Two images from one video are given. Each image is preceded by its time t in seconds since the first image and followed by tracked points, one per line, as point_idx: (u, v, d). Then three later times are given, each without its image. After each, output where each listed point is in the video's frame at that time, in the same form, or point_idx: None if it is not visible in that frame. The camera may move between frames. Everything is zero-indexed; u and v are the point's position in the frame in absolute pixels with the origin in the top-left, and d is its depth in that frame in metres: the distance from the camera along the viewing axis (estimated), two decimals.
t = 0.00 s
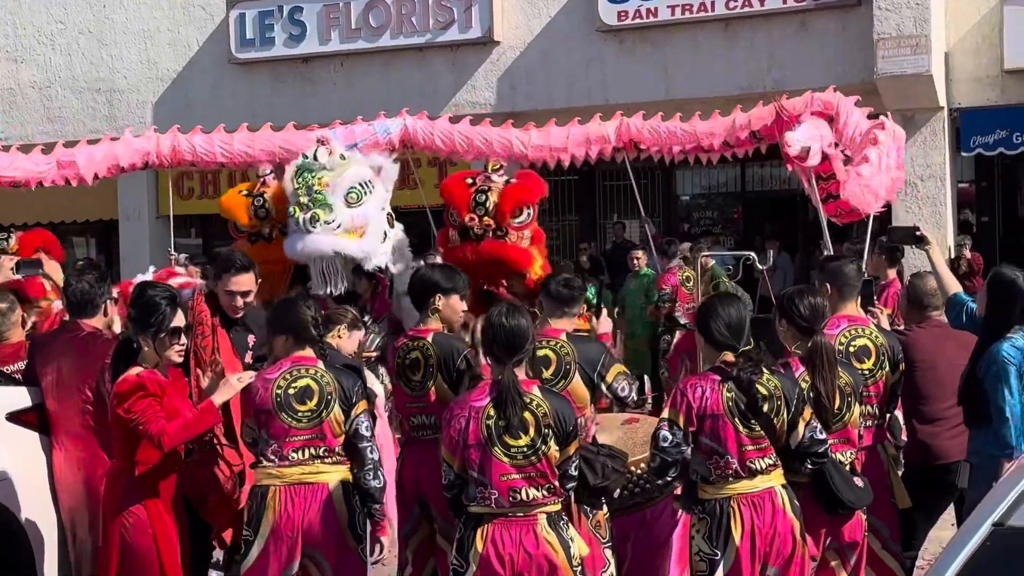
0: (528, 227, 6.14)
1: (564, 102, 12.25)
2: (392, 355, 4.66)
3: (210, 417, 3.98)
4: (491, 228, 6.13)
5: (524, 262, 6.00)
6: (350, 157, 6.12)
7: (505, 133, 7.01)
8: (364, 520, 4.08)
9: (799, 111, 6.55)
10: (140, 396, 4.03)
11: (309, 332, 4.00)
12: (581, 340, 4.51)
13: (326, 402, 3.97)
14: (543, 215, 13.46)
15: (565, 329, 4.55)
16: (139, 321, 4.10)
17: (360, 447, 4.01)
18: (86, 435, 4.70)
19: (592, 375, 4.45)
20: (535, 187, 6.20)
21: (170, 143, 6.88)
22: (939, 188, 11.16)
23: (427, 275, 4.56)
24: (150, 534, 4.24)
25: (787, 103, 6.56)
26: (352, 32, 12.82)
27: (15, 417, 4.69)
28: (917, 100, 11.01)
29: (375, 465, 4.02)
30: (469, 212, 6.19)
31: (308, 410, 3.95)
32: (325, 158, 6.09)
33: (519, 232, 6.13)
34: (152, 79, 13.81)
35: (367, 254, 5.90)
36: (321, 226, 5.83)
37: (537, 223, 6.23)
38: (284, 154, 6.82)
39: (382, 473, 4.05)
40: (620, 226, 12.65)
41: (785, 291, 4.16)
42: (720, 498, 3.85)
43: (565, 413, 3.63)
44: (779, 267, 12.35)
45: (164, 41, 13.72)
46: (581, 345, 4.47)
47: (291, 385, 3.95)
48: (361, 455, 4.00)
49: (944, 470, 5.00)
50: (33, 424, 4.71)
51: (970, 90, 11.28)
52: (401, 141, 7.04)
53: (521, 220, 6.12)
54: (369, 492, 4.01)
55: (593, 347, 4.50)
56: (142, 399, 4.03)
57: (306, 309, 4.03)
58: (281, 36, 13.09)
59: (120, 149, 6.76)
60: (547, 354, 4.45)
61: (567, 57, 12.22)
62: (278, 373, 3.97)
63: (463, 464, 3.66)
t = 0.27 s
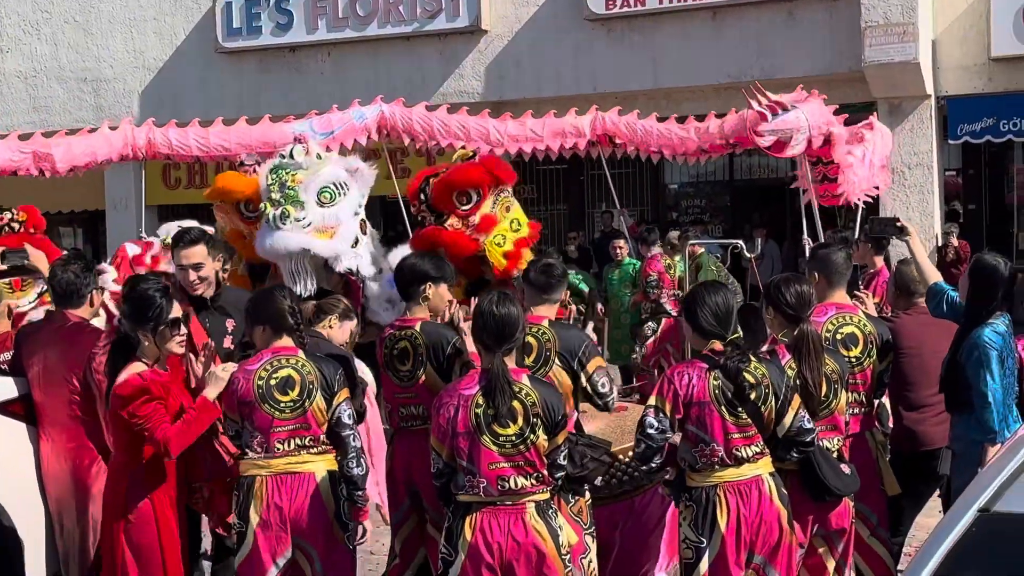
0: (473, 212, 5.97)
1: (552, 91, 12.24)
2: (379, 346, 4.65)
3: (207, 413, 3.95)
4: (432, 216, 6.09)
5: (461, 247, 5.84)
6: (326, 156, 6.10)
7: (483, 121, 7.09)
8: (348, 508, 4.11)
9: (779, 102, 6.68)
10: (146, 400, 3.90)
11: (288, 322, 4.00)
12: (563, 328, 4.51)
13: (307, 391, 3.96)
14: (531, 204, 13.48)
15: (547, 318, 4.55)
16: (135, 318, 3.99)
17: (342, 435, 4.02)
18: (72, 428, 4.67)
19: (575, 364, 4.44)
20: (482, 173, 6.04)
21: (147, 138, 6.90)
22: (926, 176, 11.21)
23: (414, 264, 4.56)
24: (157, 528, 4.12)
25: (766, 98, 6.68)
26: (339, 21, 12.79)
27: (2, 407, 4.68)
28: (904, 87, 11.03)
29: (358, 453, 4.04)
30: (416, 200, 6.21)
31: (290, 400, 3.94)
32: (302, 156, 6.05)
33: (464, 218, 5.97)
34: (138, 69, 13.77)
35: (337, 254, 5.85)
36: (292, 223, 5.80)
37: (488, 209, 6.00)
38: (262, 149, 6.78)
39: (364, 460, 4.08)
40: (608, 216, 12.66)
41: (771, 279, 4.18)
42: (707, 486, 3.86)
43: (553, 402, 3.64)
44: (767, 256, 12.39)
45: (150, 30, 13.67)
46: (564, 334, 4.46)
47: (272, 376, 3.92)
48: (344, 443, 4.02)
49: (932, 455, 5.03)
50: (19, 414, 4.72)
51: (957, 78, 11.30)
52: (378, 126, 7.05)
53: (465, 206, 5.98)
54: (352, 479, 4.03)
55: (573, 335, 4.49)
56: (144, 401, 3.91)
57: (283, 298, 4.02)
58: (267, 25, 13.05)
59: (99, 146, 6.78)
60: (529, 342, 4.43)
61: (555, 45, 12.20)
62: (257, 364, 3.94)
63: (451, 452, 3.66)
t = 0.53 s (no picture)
0: (450, 207, 5.98)
1: (541, 81, 12.24)
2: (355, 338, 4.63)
3: (209, 397, 3.85)
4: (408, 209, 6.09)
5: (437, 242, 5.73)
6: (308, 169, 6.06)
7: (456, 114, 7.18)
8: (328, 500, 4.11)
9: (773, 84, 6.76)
10: (156, 388, 3.88)
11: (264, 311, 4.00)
12: (545, 318, 4.58)
13: (285, 382, 3.97)
14: (520, 194, 13.49)
15: (530, 307, 4.62)
16: (143, 310, 3.93)
17: (319, 425, 4.05)
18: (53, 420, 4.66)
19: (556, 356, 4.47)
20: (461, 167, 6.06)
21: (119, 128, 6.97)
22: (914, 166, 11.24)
23: (394, 257, 4.53)
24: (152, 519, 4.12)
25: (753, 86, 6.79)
26: (327, 11, 12.76)
27: None
28: (892, 77, 11.05)
29: (334, 443, 4.07)
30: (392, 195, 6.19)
31: (266, 392, 3.95)
32: (284, 167, 6.04)
33: (442, 211, 5.97)
34: (126, 59, 13.72)
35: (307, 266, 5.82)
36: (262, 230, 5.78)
37: (465, 203, 6.02)
38: (237, 135, 7.03)
39: (340, 451, 4.11)
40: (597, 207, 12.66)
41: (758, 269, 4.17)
42: (695, 476, 3.87)
43: (543, 392, 3.66)
44: (755, 246, 12.40)
45: (138, 21, 13.63)
46: (546, 324, 4.53)
47: (249, 368, 3.94)
48: (321, 434, 4.05)
49: (920, 445, 5.06)
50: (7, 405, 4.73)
51: (945, 68, 11.31)
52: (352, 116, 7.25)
53: (442, 199, 5.98)
54: (329, 470, 4.06)
55: (554, 325, 4.54)
56: (155, 388, 3.88)
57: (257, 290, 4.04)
58: (255, 15, 13.02)
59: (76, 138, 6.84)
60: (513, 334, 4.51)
61: (543, 36, 12.19)
62: (234, 357, 3.96)
63: (442, 443, 3.66)
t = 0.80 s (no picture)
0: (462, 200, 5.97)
1: (530, 72, 12.24)
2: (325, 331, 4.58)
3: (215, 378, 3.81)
4: (432, 203, 5.84)
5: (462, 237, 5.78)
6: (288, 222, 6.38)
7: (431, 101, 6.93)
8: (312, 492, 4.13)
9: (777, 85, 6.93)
10: (171, 377, 3.76)
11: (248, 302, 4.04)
12: (533, 309, 4.59)
13: (266, 373, 3.99)
14: (509, 186, 13.51)
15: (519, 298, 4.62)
16: (154, 304, 3.85)
17: (302, 416, 4.06)
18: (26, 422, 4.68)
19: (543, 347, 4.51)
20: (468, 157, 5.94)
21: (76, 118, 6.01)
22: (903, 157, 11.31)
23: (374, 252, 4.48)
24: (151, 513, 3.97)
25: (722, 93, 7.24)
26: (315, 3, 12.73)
27: None
28: (880, 68, 11.07)
29: (317, 434, 4.09)
30: (409, 187, 5.83)
31: (247, 381, 3.97)
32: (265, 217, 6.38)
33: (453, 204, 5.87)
34: (114, 52, 13.69)
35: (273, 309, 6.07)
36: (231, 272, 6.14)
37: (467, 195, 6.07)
38: (204, 128, 6.62)
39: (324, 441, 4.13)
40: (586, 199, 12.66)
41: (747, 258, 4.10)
42: (685, 466, 3.89)
43: (534, 383, 3.68)
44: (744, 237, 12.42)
45: (126, 13, 13.59)
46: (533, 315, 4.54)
47: (230, 358, 3.96)
48: (305, 425, 4.07)
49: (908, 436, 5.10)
50: None
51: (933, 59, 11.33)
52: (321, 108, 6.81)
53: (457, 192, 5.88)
54: (313, 462, 4.09)
55: (543, 317, 4.59)
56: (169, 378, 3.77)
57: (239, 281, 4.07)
58: (243, 7, 12.99)
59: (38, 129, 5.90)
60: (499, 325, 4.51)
61: (532, 27, 12.19)
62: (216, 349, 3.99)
63: (434, 435, 3.67)
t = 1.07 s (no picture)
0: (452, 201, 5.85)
1: (523, 68, 12.24)
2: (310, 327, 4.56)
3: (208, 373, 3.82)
4: (425, 208, 5.71)
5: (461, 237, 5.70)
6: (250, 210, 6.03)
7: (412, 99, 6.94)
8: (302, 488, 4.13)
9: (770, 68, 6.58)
10: (167, 372, 3.75)
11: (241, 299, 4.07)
12: (527, 304, 4.58)
13: (256, 369, 4.01)
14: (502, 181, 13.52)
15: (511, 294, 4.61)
16: (149, 301, 3.84)
17: (292, 413, 4.07)
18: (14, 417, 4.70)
19: (536, 343, 4.53)
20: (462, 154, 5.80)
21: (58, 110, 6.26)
22: (896, 149, 11.33)
23: (355, 248, 4.45)
24: (146, 509, 3.98)
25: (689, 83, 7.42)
26: None
27: None
28: (873, 63, 11.08)
29: (307, 431, 4.09)
30: (402, 192, 5.68)
31: (238, 378, 3.98)
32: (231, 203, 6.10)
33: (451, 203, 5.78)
34: (106, 48, 13.67)
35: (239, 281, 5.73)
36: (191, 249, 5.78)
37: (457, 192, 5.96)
38: (182, 124, 6.77)
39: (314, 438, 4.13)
40: (579, 194, 12.66)
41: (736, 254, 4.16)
42: (677, 461, 3.90)
43: (527, 379, 3.70)
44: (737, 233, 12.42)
45: (118, 9, 13.57)
46: (527, 311, 4.55)
47: (220, 354, 3.97)
48: (294, 421, 4.07)
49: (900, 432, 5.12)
50: None
51: (925, 54, 11.34)
52: (298, 102, 7.00)
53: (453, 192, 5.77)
54: (303, 458, 4.09)
55: (535, 311, 4.57)
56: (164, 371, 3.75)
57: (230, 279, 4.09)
58: (235, 2, 12.97)
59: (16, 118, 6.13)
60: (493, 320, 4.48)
61: (525, 23, 12.19)
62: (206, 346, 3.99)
63: (427, 432, 3.67)
